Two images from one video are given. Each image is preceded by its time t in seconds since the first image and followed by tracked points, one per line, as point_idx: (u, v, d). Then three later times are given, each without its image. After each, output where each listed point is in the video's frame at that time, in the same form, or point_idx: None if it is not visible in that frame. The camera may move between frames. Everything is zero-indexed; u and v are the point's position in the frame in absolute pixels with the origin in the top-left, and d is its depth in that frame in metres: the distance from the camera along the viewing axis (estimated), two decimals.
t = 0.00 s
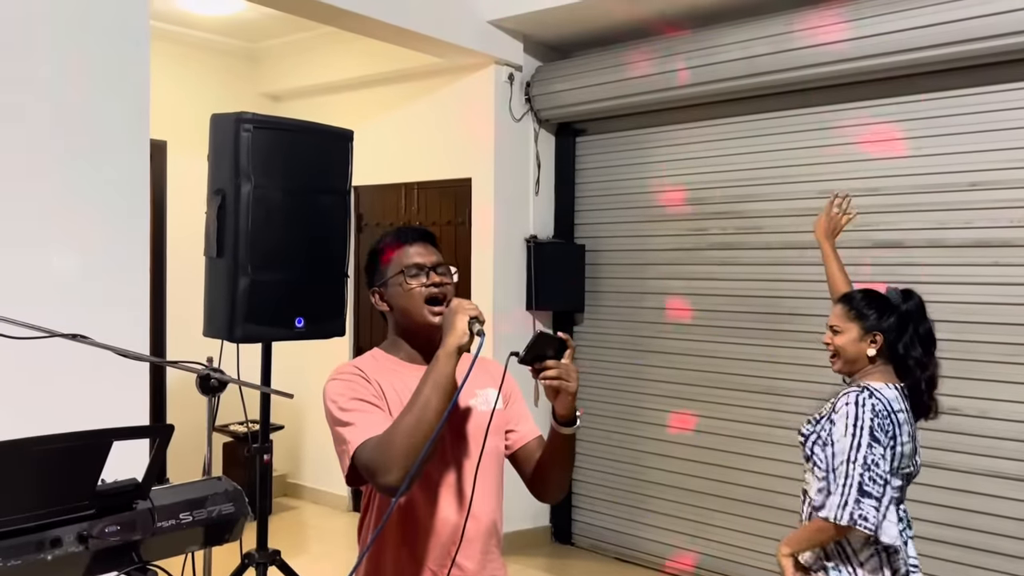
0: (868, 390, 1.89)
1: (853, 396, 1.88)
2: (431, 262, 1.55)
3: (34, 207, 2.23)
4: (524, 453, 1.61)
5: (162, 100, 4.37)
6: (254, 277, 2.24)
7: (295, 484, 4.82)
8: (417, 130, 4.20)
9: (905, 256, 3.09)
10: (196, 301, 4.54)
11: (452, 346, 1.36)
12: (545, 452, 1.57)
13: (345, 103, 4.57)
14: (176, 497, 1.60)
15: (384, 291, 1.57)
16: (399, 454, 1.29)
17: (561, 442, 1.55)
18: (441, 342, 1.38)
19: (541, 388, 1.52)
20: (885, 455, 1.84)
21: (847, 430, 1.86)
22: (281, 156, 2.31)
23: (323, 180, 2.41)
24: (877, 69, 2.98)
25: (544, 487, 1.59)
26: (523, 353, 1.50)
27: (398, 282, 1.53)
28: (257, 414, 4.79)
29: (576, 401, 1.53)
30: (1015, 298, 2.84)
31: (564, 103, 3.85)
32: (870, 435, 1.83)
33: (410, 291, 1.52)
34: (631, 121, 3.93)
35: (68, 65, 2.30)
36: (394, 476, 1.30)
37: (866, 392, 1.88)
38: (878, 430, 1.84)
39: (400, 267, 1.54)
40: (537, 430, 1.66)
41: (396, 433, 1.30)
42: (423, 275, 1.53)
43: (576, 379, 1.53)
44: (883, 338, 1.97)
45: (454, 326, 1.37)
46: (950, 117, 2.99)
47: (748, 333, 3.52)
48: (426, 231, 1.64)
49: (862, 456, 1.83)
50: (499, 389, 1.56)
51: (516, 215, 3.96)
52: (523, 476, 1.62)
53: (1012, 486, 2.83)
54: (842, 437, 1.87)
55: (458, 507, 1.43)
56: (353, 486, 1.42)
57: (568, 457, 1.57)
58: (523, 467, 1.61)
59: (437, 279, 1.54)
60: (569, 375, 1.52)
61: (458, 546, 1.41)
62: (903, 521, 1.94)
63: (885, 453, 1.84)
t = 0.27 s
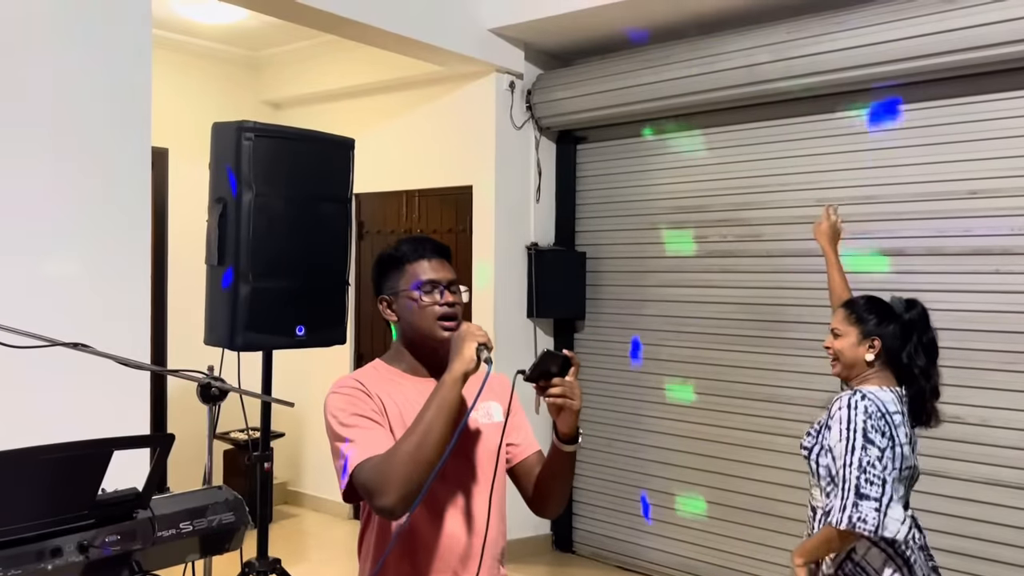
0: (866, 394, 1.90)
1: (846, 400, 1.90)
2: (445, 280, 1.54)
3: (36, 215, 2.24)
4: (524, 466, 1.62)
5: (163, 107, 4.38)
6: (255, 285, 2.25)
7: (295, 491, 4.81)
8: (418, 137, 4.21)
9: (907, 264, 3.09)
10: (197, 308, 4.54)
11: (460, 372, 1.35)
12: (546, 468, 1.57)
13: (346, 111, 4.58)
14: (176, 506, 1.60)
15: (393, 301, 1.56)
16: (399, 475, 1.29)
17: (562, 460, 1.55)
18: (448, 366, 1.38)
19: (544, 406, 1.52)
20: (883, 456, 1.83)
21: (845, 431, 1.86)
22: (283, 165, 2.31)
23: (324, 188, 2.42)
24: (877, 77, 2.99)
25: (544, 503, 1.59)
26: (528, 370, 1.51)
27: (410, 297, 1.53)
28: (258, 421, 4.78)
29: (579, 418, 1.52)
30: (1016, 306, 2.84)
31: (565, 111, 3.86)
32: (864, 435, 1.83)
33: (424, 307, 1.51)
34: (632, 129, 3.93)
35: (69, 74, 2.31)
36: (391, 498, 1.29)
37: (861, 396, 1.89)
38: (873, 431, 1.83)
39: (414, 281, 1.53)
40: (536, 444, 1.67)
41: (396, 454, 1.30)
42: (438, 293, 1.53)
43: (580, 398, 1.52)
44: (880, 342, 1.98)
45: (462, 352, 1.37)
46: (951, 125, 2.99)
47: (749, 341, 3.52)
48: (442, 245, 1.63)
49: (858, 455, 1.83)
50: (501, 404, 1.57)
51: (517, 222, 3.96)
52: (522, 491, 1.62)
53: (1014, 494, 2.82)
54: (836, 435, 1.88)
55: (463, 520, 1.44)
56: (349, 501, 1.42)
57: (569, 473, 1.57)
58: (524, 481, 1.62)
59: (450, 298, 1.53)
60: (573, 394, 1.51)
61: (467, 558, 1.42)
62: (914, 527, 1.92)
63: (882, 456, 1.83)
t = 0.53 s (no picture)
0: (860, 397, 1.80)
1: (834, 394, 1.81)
2: (461, 289, 1.54)
3: (37, 220, 2.24)
4: (522, 473, 1.62)
5: (165, 112, 4.40)
6: (256, 290, 2.25)
7: (296, 496, 4.81)
8: (419, 142, 4.21)
9: (907, 269, 3.09)
10: (198, 312, 4.55)
11: (466, 410, 1.35)
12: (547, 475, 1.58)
13: (347, 116, 4.59)
14: (176, 512, 1.60)
15: (405, 303, 1.55)
16: (397, 507, 1.31)
17: (562, 471, 1.56)
18: (455, 401, 1.38)
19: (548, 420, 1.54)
20: (853, 460, 1.72)
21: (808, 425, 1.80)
22: (284, 170, 2.32)
23: (325, 194, 2.43)
24: (877, 83, 2.99)
25: (543, 509, 1.59)
26: (537, 389, 1.53)
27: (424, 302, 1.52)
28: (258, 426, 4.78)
29: (581, 434, 1.54)
30: (1016, 312, 2.84)
31: (566, 116, 3.86)
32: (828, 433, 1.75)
33: (438, 316, 1.51)
34: (632, 134, 3.94)
35: (71, 80, 2.31)
36: (384, 528, 1.32)
37: (847, 398, 1.78)
38: (835, 432, 1.74)
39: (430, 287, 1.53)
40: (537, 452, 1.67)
41: (395, 485, 1.32)
42: (453, 302, 1.52)
43: (583, 414, 1.54)
44: (871, 341, 1.86)
45: (471, 391, 1.38)
46: (951, 131, 3.00)
47: (750, 347, 3.52)
48: (461, 254, 1.63)
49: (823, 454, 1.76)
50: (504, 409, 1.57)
51: (517, 228, 3.97)
52: (517, 497, 1.64)
53: (1016, 500, 2.82)
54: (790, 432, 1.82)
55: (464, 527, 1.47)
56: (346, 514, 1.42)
57: (566, 483, 1.58)
58: (521, 489, 1.63)
59: (463, 309, 1.52)
60: (577, 411, 1.54)
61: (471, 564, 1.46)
62: (903, 546, 1.74)
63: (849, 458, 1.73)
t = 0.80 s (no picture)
0: (859, 360, 1.91)
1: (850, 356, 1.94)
2: (461, 294, 1.54)
3: (37, 224, 2.24)
4: (521, 477, 1.62)
5: (165, 116, 4.40)
6: (256, 294, 2.25)
7: (295, 500, 4.81)
8: (419, 146, 4.22)
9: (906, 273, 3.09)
10: (198, 316, 4.55)
11: (466, 413, 1.34)
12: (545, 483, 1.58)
13: (348, 120, 4.60)
14: (176, 515, 1.60)
15: (405, 309, 1.55)
16: (402, 510, 1.31)
17: (560, 481, 1.57)
18: (455, 405, 1.37)
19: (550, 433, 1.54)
20: (851, 420, 1.88)
21: (810, 363, 1.94)
22: (284, 174, 2.32)
23: (325, 198, 2.43)
24: (876, 87, 3.00)
25: (538, 516, 1.61)
26: (539, 403, 1.53)
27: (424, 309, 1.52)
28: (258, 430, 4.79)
29: (582, 446, 1.54)
30: (1015, 316, 2.85)
31: (565, 120, 3.87)
32: (828, 381, 1.90)
33: (437, 322, 1.51)
34: (632, 138, 3.95)
35: (71, 84, 2.32)
36: (390, 533, 1.32)
37: (857, 360, 1.92)
38: (835, 382, 1.89)
39: (430, 293, 1.52)
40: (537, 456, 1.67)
41: (400, 489, 1.32)
42: (453, 308, 1.52)
43: (585, 428, 1.55)
44: (872, 312, 1.95)
45: (470, 393, 1.36)
46: (950, 135, 3.01)
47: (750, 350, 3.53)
48: (461, 257, 1.62)
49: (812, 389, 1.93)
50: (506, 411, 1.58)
51: (517, 231, 3.97)
52: (515, 502, 1.64)
53: (1015, 503, 2.83)
54: (788, 358, 1.97)
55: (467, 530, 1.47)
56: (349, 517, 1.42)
57: (562, 494, 1.59)
58: (520, 494, 1.63)
59: (463, 315, 1.53)
60: (578, 424, 1.54)
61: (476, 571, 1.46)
62: (890, 509, 1.91)
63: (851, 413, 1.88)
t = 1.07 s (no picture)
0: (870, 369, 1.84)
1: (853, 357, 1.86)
2: (447, 289, 1.55)
3: (34, 224, 2.24)
4: (522, 484, 1.63)
5: (163, 117, 4.40)
6: (254, 295, 2.25)
7: (294, 502, 4.80)
8: (418, 148, 4.22)
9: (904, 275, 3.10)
10: (196, 317, 4.54)
11: (464, 388, 1.36)
12: (546, 486, 1.58)
13: (346, 122, 4.60)
14: (174, 516, 1.60)
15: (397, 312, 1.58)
16: (409, 495, 1.31)
17: (560, 483, 1.56)
18: (453, 380, 1.38)
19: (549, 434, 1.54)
20: (845, 423, 1.82)
21: (820, 358, 1.87)
22: (283, 175, 2.32)
23: (325, 199, 2.43)
24: (874, 89, 3.00)
25: (539, 520, 1.60)
26: (537, 402, 1.53)
27: (412, 308, 1.53)
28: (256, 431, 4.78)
29: (580, 447, 1.54)
30: (1013, 317, 2.85)
31: (564, 122, 3.87)
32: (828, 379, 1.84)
33: (425, 319, 1.52)
34: (630, 140, 3.95)
35: (70, 85, 2.32)
36: (401, 518, 1.31)
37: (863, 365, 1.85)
38: (835, 382, 1.83)
39: (416, 291, 1.54)
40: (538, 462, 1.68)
41: (405, 474, 1.32)
42: (439, 303, 1.53)
43: (583, 427, 1.55)
44: (880, 323, 1.90)
45: (467, 367, 1.38)
46: (948, 137, 3.01)
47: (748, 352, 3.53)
48: (446, 253, 1.63)
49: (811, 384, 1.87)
50: (508, 416, 1.59)
51: (515, 233, 3.97)
52: (517, 509, 1.64)
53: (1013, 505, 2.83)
54: (798, 347, 1.89)
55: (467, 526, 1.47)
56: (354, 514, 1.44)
57: (563, 498, 1.58)
58: (521, 500, 1.63)
59: (450, 309, 1.54)
60: (578, 424, 1.54)
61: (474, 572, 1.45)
62: (888, 522, 1.83)
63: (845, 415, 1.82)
